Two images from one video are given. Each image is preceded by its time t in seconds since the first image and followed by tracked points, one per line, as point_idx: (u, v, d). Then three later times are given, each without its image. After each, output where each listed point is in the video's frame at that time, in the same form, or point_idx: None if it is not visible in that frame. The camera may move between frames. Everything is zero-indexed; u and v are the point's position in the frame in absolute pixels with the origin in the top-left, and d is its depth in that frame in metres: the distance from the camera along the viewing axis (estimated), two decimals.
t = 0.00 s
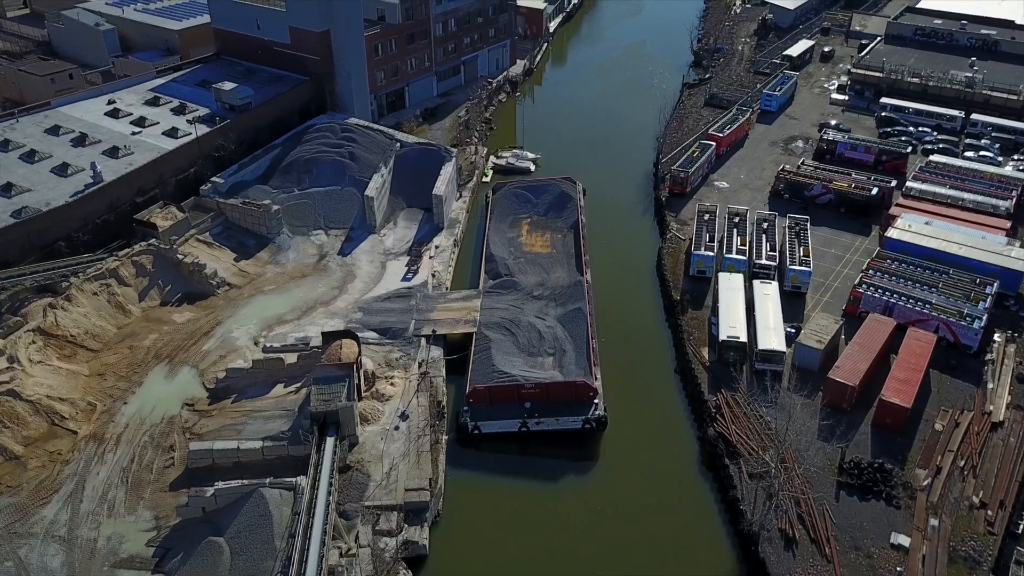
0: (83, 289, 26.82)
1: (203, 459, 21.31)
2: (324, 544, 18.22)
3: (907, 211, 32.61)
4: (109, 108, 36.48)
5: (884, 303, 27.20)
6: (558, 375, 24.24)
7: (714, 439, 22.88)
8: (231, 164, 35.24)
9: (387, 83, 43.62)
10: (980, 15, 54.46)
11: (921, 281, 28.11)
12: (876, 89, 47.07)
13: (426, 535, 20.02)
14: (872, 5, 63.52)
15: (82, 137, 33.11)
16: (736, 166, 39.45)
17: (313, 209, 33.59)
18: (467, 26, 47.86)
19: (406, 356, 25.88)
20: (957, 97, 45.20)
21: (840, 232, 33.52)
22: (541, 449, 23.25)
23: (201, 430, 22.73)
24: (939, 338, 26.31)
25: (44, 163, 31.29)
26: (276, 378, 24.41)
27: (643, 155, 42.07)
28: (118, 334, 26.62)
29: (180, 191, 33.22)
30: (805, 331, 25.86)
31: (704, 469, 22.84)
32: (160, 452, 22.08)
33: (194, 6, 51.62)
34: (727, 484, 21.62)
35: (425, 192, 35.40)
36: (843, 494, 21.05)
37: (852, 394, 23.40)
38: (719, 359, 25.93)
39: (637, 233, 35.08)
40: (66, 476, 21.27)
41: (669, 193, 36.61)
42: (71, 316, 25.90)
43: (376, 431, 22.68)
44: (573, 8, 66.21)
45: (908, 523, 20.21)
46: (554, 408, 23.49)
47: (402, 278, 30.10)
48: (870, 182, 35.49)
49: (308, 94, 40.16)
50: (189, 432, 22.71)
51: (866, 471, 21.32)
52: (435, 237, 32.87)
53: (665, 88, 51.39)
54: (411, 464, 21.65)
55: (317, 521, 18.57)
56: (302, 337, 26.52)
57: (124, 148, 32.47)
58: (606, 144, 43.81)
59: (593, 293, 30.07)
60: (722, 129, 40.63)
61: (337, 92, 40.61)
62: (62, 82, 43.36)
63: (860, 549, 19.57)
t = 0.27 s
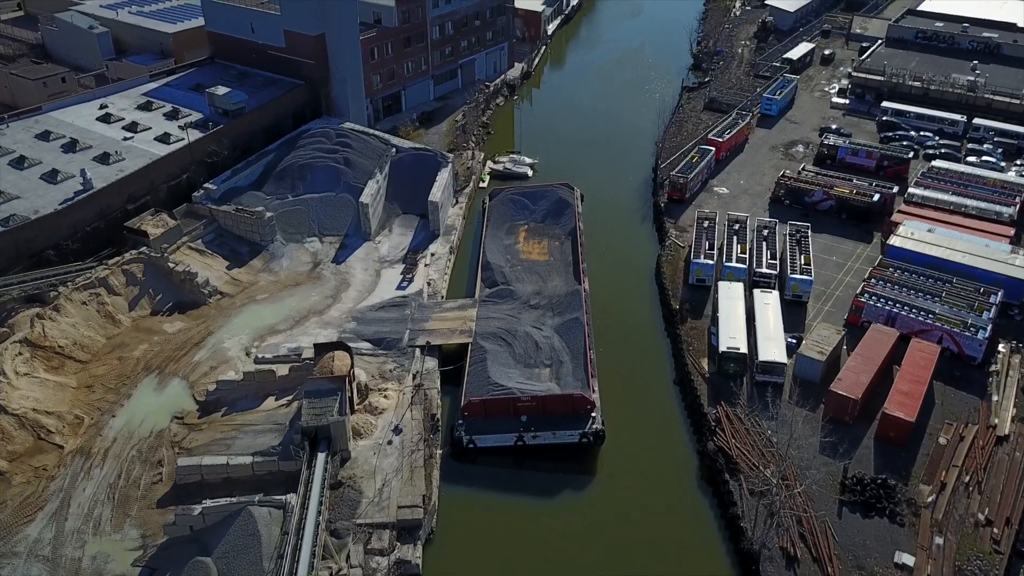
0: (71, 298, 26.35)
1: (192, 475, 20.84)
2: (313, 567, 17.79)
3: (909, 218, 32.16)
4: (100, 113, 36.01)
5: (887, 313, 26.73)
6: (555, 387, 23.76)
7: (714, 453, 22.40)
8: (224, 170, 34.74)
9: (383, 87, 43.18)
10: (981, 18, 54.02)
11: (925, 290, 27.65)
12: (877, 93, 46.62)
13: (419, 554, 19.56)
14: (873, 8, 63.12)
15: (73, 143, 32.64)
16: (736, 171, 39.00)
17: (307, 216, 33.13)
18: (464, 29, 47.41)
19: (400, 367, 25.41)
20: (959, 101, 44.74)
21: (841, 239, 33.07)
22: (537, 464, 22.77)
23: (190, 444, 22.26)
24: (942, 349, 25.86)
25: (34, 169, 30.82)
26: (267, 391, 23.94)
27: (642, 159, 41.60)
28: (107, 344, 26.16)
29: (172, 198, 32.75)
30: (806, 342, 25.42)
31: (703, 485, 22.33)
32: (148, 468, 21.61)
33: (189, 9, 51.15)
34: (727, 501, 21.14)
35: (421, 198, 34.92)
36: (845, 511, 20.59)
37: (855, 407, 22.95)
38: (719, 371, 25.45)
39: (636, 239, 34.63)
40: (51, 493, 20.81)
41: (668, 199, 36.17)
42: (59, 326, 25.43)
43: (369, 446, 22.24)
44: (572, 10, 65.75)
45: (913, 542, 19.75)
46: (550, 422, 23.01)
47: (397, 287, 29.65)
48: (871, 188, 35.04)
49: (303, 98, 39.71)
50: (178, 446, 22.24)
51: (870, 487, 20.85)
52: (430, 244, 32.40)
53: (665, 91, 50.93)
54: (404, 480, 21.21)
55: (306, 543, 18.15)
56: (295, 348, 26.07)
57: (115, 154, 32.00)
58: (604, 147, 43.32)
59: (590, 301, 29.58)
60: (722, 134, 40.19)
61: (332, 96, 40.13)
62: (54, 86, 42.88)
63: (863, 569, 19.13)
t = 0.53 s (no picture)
0: (53, 315, 25.61)
1: (173, 502, 20.10)
2: None
3: (913, 231, 31.46)
4: (87, 122, 35.29)
5: (891, 330, 26.02)
6: (549, 409, 23.03)
7: (714, 477, 21.67)
8: (213, 180, 34.02)
9: (377, 93, 42.50)
10: (984, 23, 53.33)
11: (930, 306, 26.95)
12: (879, 99, 45.93)
13: None
14: (873, 13, 62.50)
15: (57, 153, 31.92)
16: (737, 180, 38.29)
17: (298, 228, 32.45)
18: (460, 34, 46.70)
19: (390, 387, 24.70)
20: (963, 108, 44.02)
21: (844, 251, 32.37)
22: (531, 488, 22.06)
23: (171, 470, 21.52)
24: (949, 367, 25.14)
25: (17, 180, 30.10)
26: (252, 413, 23.23)
27: (640, 167, 40.86)
28: (89, 363, 25.42)
29: (159, 210, 32.03)
30: (809, 360, 24.71)
31: (703, 510, 21.63)
32: (127, 494, 20.87)
33: (181, 14, 50.43)
34: (727, 529, 20.44)
35: (414, 210, 34.21)
36: (851, 540, 19.88)
37: (860, 430, 22.24)
38: (719, 390, 24.75)
39: (633, 251, 33.95)
40: (26, 521, 20.08)
41: (667, 210, 35.46)
42: (39, 344, 24.68)
43: (357, 471, 21.53)
44: (569, 14, 65.06)
45: (920, 572, 19.08)
46: (544, 445, 22.29)
47: (389, 301, 28.92)
48: (875, 199, 34.32)
49: (295, 106, 39.00)
50: (159, 472, 21.51)
51: (875, 515, 20.14)
52: (423, 256, 31.66)
53: (664, 97, 50.21)
54: (393, 507, 20.51)
55: None
56: (283, 367, 25.35)
57: (101, 165, 31.28)
58: (602, 153, 42.58)
59: (586, 317, 28.78)
60: (722, 142, 39.47)
61: (324, 104, 39.41)
62: (42, 93, 42.16)
63: None
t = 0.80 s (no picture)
0: (26, 339, 24.61)
1: (145, 543, 19.11)
2: None
3: (919, 248, 30.50)
4: (69, 134, 34.31)
5: (898, 355, 25.08)
6: (542, 440, 22.05)
7: (714, 513, 20.71)
8: (197, 195, 33.05)
9: (369, 103, 41.57)
10: (989, 30, 52.41)
11: (938, 328, 25.99)
12: (882, 109, 45.01)
13: None
14: (875, 19, 61.66)
15: (36, 168, 30.93)
16: (737, 193, 37.36)
17: (285, 245, 31.51)
18: (454, 42, 45.78)
19: (377, 416, 23.74)
20: (967, 118, 43.09)
21: (847, 268, 31.43)
22: (523, 525, 21.10)
23: (145, 507, 20.54)
24: (958, 394, 24.17)
25: None
26: (232, 445, 22.26)
27: (638, 180, 39.93)
28: (63, 390, 24.43)
29: (141, 226, 31.05)
30: (812, 387, 23.75)
31: (702, 547, 20.73)
32: (98, 533, 19.86)
33: (170, 21, 49.48)
34: (728, 568, 19.51)
35: (405, 225, 33.24)
36: None
37: (867, 463, 21.30)
38: (719, 419, 23.79)
39: (631, 267, 33.02)
40: None
41: (665, 225, 34.52)
42: (11, 371, 23.69)
43: (340, 508, 20.59)
44: (567, 20, 64.13)
45: None
46: (537, 479, 21.31)
47: (377, 322, 27.94)
48: (879, 214, 33.37)
49: (284, 117, 38.04)
50: (133, 509, 20.52)
51: (883, 556, 18.80)
52: (414, 274, 30.68)
53: (662, 106, 49.29)
54: (377, 548, 19.63)
55: None
56: (265, 394, 24.38)
57: (81, 180, 30.29)
58: (599, 166, 41.65)
59: (581, 337, 27.88)
60: (721, 154, 38.52)
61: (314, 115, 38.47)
62: (26, 102, 41.20)
63: None
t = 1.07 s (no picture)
0: None
1: None
2: None
3: (928, 269, 29.31)
4: (45, 149, 33.09)
5: (908, 386, 23.89)
6: (533, 482, 20.86)
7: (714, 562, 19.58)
8: (178, 214, 31.83)
9: (358, 115, 40.39)
10: (994, 38, 51.28)
11: (950, 357, 24.80)
12: (886, 120, 43.85)
13: None
14: (877, 27, 60.59)
15: (8, 186, 29.71)
16: (737, 209, 36.18)
17: (268, 266, 30.29)
18: (446, 51, 44.61)
19: (359, 454, 22.55)
20: (974, 130, 41.93)
21: (853, 290, 30.25)
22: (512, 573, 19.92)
23: (110, 556, 19.35)
24: (971, 429, 22.99)
25: None
26: (204, 487, 21.08)
27: (636, 194, 38.73)
28: (30, 425, 23.20)
29: (118, 247, 29.83)
30: (818, 423, 22.54)
31: None
32: None
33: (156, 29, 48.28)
34: None
35: (393, 245, 32.02)
36: None
37: (877, 507, 20.13)
38: (720, 456, 22.62)
39: (628, 287, 31.83)
40: None
41: (664, 243, 33.33)
42: None
43: (317, 558, 19.39)
44: (563, 27, 63.00)
45: None
46: (527, 524, 20.10)
47: (362, 350, 26.73)
48: (885, 232, 32.18)
49: (270, 130, 36.83)
50: (97, 559, 19.31)
51: None
52: (402, 297, 29.46)
53: (660, 117, 48.14)
54: None
55: None
56: (243, 429, 23.19)
57: (54, 200, 29.06)
58: (595, 179, 40.47)
59: (575, 363, 26.74)
60: (722, 168, 37.32)
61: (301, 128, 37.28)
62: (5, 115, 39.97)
63: None
